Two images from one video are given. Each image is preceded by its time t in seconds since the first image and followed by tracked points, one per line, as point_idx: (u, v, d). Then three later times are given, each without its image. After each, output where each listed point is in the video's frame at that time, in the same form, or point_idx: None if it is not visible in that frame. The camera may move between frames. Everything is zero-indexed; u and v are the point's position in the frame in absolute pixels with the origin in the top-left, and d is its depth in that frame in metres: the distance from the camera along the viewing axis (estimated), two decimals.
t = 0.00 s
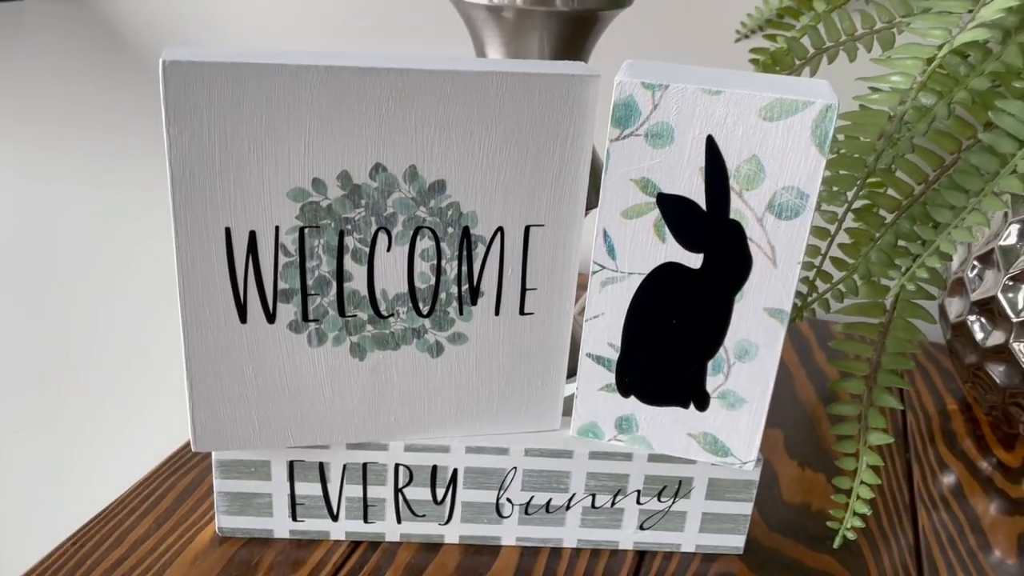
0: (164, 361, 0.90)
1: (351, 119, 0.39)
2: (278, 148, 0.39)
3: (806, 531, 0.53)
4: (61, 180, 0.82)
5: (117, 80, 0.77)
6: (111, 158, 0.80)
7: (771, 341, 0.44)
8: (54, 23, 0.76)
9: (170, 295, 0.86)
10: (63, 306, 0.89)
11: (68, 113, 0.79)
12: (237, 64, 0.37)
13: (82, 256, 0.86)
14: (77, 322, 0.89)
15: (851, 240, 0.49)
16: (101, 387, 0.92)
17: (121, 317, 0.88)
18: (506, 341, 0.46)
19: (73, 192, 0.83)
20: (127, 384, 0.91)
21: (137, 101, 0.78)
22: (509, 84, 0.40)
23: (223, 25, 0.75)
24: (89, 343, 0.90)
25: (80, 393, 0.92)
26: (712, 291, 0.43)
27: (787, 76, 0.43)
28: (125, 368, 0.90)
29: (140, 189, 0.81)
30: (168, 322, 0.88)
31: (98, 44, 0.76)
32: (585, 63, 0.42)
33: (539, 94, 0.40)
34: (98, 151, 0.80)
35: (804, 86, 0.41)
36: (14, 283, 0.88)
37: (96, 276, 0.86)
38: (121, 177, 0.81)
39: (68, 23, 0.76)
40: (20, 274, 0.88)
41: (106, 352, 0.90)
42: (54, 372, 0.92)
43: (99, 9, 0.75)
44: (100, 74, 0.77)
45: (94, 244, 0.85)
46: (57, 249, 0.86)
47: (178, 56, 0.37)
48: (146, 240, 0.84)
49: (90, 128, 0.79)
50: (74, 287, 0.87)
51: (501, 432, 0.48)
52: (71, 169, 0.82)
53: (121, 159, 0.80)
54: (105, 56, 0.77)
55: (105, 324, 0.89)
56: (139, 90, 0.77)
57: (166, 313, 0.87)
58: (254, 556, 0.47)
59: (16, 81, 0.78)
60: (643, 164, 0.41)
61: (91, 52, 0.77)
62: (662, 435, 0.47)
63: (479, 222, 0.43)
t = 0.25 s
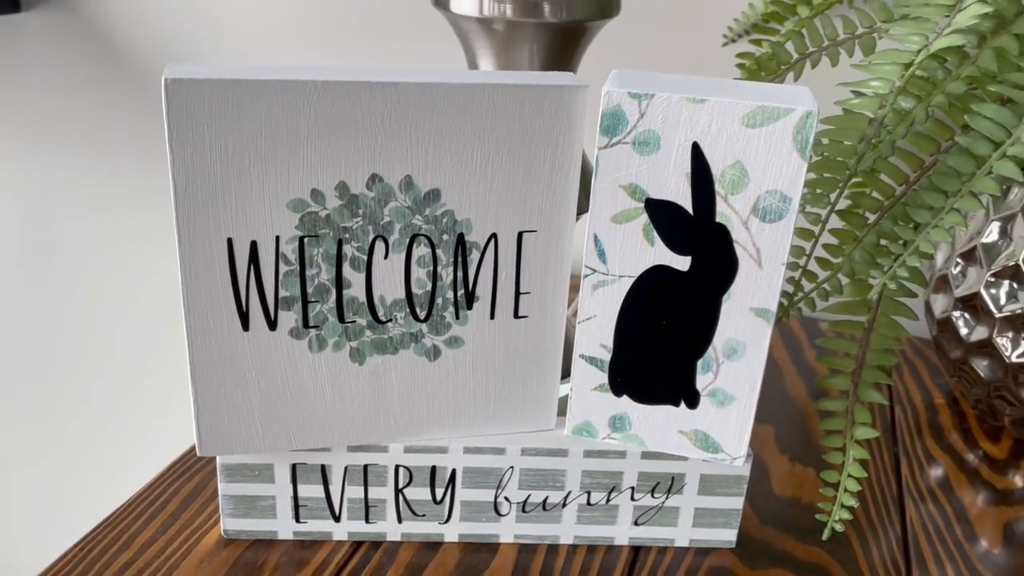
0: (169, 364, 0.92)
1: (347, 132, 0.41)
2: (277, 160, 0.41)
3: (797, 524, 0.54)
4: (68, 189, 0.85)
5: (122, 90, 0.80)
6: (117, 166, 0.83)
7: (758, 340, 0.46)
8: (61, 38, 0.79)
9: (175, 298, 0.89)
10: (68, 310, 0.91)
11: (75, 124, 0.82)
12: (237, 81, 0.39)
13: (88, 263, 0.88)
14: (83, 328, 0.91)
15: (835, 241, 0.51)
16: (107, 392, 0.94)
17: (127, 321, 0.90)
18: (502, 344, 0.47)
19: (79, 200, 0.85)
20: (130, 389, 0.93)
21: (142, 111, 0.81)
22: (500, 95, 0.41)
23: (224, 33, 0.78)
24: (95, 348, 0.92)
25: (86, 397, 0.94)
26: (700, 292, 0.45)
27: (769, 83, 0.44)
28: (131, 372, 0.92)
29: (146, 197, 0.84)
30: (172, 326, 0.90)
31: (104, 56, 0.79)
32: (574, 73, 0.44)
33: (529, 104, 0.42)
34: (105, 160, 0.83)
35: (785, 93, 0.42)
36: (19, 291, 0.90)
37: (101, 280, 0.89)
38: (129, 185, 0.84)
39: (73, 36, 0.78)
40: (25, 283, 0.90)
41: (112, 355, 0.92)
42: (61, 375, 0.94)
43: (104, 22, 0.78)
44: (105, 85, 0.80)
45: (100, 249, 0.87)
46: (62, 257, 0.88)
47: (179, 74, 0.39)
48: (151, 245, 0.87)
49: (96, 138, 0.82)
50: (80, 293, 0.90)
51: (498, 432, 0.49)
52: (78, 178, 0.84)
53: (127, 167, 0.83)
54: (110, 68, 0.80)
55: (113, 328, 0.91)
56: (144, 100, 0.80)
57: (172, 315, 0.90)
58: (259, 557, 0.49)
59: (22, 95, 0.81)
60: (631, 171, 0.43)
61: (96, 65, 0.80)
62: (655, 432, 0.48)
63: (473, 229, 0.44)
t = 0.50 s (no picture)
0: (175, 368, 0.93)
1: (347, 132, 0.42)
2: (280, 162, 0.42)
3: (797, 504, 0.56)
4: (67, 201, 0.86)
5: (120, 101, 0.82)
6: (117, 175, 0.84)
7: (754, 323, 0.47)
8: (57, 50, 0.80)
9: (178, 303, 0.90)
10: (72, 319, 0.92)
11: (73, 136, 0.83)
12: (238, 86, 0.40)
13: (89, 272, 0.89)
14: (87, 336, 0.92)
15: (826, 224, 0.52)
16: (114, 398, 0.95)
17: (131, 327, 0.92)
18: (504, 335, 0.48)
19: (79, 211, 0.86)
20: (137, 394, 0.94)
21: (141, 121, 0.82)
22: (495, 93, 0.42)
23: (220, 40, 0.79)
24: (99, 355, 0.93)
25: (92, 404, 0.95)
26: (695, 278, 0.46)
27: (756, 73, 0.45)
28: (137, 377, 0.94)
29: (146, 205, 0.85)
30: (177, 330, 0.91)
31: (101, 68, 0.80)
32: (566, 69, 0.45)
33: (523, 100, 0.43)
34: (103, 171, 0.84)
35: (772, 81, 0.43)
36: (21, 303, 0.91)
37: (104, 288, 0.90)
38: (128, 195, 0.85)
39: (70, 49, 0.80)
40: (26, 293, 0.91)
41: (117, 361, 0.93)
42: (66, 383, 0.94)
43: (100, 35, 0.79)
44: (103, 97, 0.81)
45: (102, 258, 0.88)
46: (63, 266, 0.89)
47: (182, 82, 0.40)
48: (152, 253, 0.88)
49: (95, 149, 0.83)
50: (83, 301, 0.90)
51: (502, 422, 0.50)
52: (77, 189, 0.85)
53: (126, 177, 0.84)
54: (108, 79, 0.81)
55: (116, 335, 0.92)
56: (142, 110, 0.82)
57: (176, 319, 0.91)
58: (273, 552, 0.50)
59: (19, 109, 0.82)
60: (624, 162, 0.44)
61: (94, 77, 0.81)
62: (656, 417, 0.50)
63: (472, 224, 0.45)
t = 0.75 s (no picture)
0: (177, 384, 0.94)
1: (339, 151, 0.43)
2: (274, 183, 0.43)
3: (792, 496, 0.57)
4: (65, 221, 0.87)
5: (116, 122, 0.83)
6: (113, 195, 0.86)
7: (742, 322, 0.48)
8: (53, 74, 0.82)
9: (178, 320, 0.91)
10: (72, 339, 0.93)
11: (70, 157, 0.84)
12: (231, 111, 0.41)
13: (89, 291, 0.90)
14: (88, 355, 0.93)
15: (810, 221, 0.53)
16: (119, 416, 0.96)
17: (132, 345, 0.92)
18: (499, 343, 0.49)
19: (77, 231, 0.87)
20: (142, 410, 0.95)
21: (136, 141, 0.84)
22: (481, 108, 0.43)
23: (210, 59, 0.80)
24: (102, 373, 0.94)
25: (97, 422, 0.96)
26: (684, 280, 0.47)
27: (736, 78, 0.46)
28: (140, 394, 0.95)
29: (139, 221, 0.86)
30: (178, 346, 0.92)
31: (95, 90, 0.82)
32: (550, 81, 0.46)
33: (510, 114, 0.44)
34: (99, 190, 0.85)
35: (751, 86, 0.44)
36: (24, 322, 0.92)
37: (105, 306, 0.91)
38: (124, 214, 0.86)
39: (65, 72, 0.81)
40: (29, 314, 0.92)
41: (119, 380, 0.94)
42: (71, 402, 0.96)
43: (94, 57, 0.81)
44: (98, 118, 0.83)
45: (101, 277, 0.89)
46: (64, 287, 0.90)
47: (176, 109, 0.41)
48: (150, 271, 0.89)
49: (92, 169, 0.85)
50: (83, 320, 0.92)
51: (501, 427, 0.51)
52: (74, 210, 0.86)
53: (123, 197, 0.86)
54: (102, 101, 0.83)
55: (117, 354, 0.93)
56: (137, 130, 0.83)
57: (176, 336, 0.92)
58: (281, 563, 0.51)
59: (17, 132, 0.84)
60: (611, 170, 0.45)
61: (89, 99, 0.82)
62: (651, 417, 0.51)
63: (464, 235, 0.46)
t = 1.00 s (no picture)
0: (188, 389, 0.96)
1: (331, 160, 0.44)
2: (269, 194, 0.44)
3: (791, 479, 0.58)
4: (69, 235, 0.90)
5: (113, 137, 0.86)
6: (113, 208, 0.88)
7: (734, 311, 0.49)
8: (52, 92, 0.84)
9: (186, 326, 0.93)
10: (83, 350, 0.95)
11: (65, 170, 0.87)
12: (224, 125, 0.42)
13: (97, 302, 0.93)
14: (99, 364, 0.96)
15: (796, 208, 0.54)
16: (134, 422, 0.98)
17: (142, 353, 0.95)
18: (497, 341, 0.50)
19: (82, 244, 0.90)
20: (147, 415, 0.98)
21: (134, 154, 0.86)
22: (469, 112, 0.44)
23: (202, 72, 0.83)
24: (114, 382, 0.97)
25: (112, 430, 0.99)
26: (675, 273, 0.48)
27: (718, 72, 0.47)
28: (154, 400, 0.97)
29: (136, 230, 0.89)
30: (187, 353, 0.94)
31: (93, 106, 0.85)
32: (536, 83, 0.47)
33: (497, 117, 0.45)
34: (99, 204, 0.88)
35: (732, 80, 0.45)
36: (37, 336, 0.95)
37: (115, 316, 0.93)
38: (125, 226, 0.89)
39: (62, 88, 0.84)
40: (40, 328, 0.95)
41: (132, 387, 0.97)
42: (85, 411, 0.98)
43: (90, 74, 0.84)
44: (96, 134, 0.86)
45: (108, 288, 0.92)
46: (73, 299, 0.93)
47: (170, 126, 0.42)
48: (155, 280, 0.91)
49: (92, 184, 0.87)
50: (94, 331, 0.94)
51: (503, 424, 0.52)
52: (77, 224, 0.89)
53: (122, 210, 0.88)
54: (100, 116, 0.85)
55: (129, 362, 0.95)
56: (134, 144, 0.86)
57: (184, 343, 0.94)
58: (293, 566, 0.51)
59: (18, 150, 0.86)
60: (599, 168, 0.46)
61: (87, 115, 0.85)
62: (649, 407, 0.52)
63: (458, 237, 0.47)
